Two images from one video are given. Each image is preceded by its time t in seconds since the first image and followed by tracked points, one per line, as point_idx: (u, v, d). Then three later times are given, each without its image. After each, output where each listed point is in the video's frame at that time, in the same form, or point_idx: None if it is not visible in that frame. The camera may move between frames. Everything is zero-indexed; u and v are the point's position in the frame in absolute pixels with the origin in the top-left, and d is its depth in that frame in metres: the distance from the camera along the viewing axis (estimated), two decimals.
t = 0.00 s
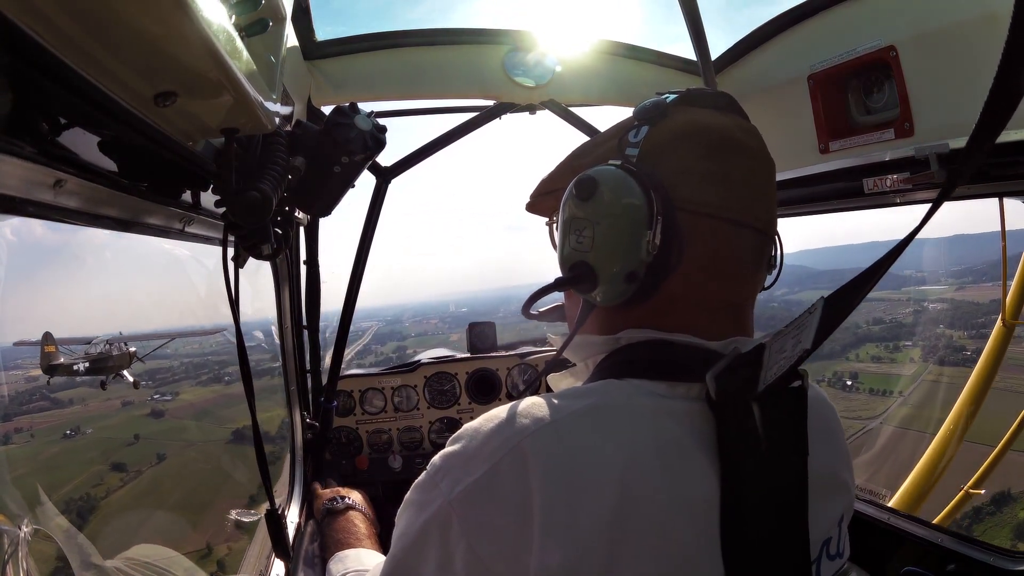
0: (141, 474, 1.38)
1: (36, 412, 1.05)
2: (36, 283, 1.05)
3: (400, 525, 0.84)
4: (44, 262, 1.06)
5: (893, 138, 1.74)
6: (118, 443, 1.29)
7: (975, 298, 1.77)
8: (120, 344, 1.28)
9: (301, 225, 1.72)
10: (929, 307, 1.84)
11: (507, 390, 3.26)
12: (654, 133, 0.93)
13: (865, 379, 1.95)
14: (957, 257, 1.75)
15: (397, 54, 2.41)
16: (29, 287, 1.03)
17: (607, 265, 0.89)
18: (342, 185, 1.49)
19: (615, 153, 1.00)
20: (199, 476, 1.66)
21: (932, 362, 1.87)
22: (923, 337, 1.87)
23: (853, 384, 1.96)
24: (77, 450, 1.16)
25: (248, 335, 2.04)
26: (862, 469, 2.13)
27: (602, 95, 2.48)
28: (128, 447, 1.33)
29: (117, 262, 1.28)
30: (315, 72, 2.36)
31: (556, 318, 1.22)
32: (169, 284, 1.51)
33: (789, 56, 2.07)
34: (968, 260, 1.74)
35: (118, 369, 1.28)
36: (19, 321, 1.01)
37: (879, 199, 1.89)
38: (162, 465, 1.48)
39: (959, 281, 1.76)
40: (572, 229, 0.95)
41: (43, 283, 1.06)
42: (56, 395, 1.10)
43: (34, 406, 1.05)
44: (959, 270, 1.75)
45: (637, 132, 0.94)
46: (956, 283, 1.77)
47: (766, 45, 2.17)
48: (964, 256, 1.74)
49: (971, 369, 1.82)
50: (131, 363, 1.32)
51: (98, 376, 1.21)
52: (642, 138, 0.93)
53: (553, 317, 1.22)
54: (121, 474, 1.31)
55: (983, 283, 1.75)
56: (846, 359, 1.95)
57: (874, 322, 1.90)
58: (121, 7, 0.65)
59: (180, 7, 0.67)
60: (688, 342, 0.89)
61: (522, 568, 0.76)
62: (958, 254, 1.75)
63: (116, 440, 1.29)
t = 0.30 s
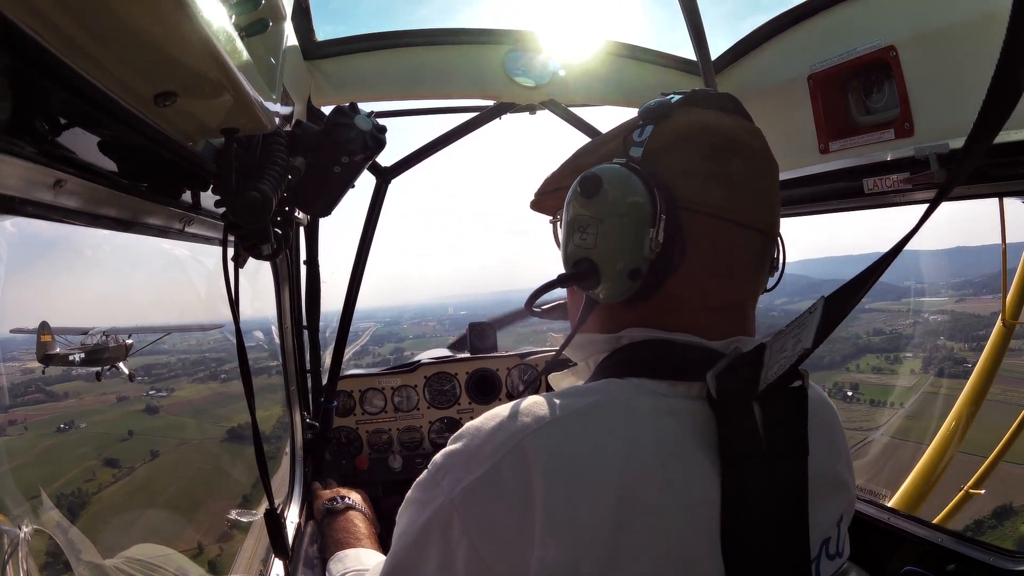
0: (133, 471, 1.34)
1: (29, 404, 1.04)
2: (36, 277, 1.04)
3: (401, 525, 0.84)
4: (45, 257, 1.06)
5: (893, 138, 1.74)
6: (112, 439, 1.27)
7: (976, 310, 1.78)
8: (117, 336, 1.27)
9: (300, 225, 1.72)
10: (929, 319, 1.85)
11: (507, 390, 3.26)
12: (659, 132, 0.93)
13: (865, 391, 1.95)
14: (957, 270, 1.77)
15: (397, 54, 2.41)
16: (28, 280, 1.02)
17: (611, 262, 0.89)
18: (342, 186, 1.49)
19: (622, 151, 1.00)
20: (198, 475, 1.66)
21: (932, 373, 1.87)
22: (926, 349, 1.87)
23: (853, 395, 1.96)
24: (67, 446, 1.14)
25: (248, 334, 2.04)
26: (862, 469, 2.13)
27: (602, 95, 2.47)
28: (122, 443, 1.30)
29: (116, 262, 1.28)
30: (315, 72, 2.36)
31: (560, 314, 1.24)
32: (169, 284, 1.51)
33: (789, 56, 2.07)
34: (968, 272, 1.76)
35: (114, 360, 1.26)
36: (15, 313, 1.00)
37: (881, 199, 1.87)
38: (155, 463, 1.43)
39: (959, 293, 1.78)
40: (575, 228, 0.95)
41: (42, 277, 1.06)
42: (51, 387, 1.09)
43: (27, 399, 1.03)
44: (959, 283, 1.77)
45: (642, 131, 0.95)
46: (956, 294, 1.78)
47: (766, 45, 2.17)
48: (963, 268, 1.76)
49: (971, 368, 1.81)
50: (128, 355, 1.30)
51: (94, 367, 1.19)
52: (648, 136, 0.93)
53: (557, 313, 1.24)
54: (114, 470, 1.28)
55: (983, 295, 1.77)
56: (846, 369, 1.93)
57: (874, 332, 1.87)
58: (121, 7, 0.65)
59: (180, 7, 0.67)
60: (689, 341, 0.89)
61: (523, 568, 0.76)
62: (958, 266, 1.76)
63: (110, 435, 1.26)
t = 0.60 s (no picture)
0: (128, 471, 1.32)
1: (26, 402, 1.02)
2: (35, 274, 1.03)
3: (402, 525, 0.84)
4: (43, 254, 1.05)
5: (893, 138, 1.75)
6: (107, 439, 1.25)
7: (975, 317, 1.79)
8: (112, 333, 1.26)
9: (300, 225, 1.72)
10: (930, 325, 1.88)
11: (507, 389, 3.26)
12: (662, 132, 0.93)
13: (866, 397, 1.98)
14: (955, 276, 1.78)
15: (397, 54, 2.41)
16: (25, 277, 1.01)
17: (614, 260, 0.90)
18: (343, 186, 1.49)
19: (623, 153, 1.00)
20: (196, 475, 1.65)
21: (934, 380, 1.89)
22: (928, 355, 1.89)
23: (854, 401, 2.00)
24: (63, 444, 1.12)
25: (248, 334, 2.04)
26: (862, 469, 2.13)
27: (602, 95, 2.47)
28: (117, 443, 1.28)
29: (116, 261, 1.27)
30: (315, 73, 2.36)
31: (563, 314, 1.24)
32: (170, 283, 1.51)
33: (789, 56, 2.07)
34: (967, 279, 1.77)
35: (110, 357, 1.25)
36: (11, 307, 0.99)
37: (881, 199, 1.86)
38: (150, 463, 1.41)
39: (958, 299, 1.80)
40: (577, 227, 0.95)
41: (40, 274, 1.05)
42: (47, 386, 1.08)
43: (25, 397, 1.02)
44: (957, 289, 1.78)
45: (645, 131, 0.95)
46: (955, 301, 1.80)
47: (765, 45, 2.16)
48: (962, 275, 1.76)
49: (971, 368, 1.82)
50: (124, 352, 1.30)
51: (88, 363, 1.19)
52: (651, 136, 0.93)
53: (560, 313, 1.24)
54: (108, 470, 1.26)
55: (982, 301, 1.77)
56: (846, 375, 1.97)
57: (872, 338, 1.95)
58: (122, 8, 0.65)
59: (182, 7, 0.67)
60: (691, 340, 0.89)
61: (524, 568, 0.76)
62: (957, 273, 1.77)
63: (106, 435, 1.24)
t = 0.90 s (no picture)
0: (124, 474, 1.31)
1: (22, 404, 1.02)
2: (32, 273, 1.03)
3: (402, 525, 0.84)
4: (38, 255, 1.04)
5: (893, 138, 1.75)
6: (103, 442, 1.24)
7: (975, 317, 1.79)
8: (109, 332, 1.25)
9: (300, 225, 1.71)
10: (930, 326, 1.89)
11: (507, 389, 3.26)
12: (661, 133, 0.93)
13: (867, 398, 1.97)
14: (954, 276, 1.78)
15: (397, 54, 2.41)
16: (21, 277, 1.01)
17: (613, 260, 0.89)
18: (343, 186, 1.49)
19: (623, 153, 1.00)
20: (194, 476, 1.65)
21: (939, 382, 1.89)
22: (928, 356, 1.90)
23: (855, 402, 1.99)
24: (60, 446, 1.12)
25: (248, 334, 2.04)
26: (862, 469, 2.13)
27: (602, 95, 2.47)
28: (112, 446, 1.27)
29: (115, 261, 1.27)
30: (315, 73, 2.36)
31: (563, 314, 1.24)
32: (169, 283, 1.51)
33: (789, 56, 2.07)
34: (966, 279, 1.77)
35: (107, 356, 1.25)
36: (7, 306, 0.98)
37: (880, 199, 1.87)
38: (146, 466, 1.40)
39: (957, 299, 1.80)
40: (576, 228, 0.95)
41: (36, 275, 1.04)
42: (43, 388, 1.07)
43: (21, 400, 1.02)
44: (956, 289, 1.80)
45: (643, 132, 0.94)
46: (953, 301, 1.81)
47: (765, 45, 2.16)
48: (962, 276, 1.77)
49: (971, 368, 1.82)
50: (121, 352, 1.30)
51: (84, 363, 1.18)
52: (649, 137, 0.93)
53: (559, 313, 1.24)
54: (104, 473, 1.24)
55: (982, 302, 1.77)
56: (846, 377, 1.95)
57: (872, 339, 1.93)
58: (122, 8, 0.65)
59: (182, 8, 0.67)
60: (690, 340, 0.89)
61: (523, 568, 0.76)
62: (956, 273, 1.78)
63: (101, 438, 1.23)
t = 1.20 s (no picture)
0: (121, 481, 1.31)
1: (21, 410, 1.02)
2: (30, 276, 1.03)
3: (402, 525, 0.84)
4: (33, 260, 1.03)
5: (893, 138, 1.75)
6: (101, 448, 1.24)
7: (974, 313, 1.78)
8: (106, 334, 1.24)
9: (300, 225, 1.70)
10: (929, 322, 1.86)
11: (507, 390, 3.26)
12: (656, 134, 0.92)
13: (870, 396, 1.98)
14: (955, 272, 1.78)
15: (397, 54, 2.41)
16: (18, 281, 1.00)
17: (609, 262, 0.89)
18: (343, 185, 1.49)
19: (619, 153, 1.00)
20: (193, 479, 1.65)
21: (940, 378, 1.88)
22: (924, 351, 1.89)
23: (857, 400, 1.99)
24: (57, 452, 1.11)
25: (247, 335, 2.04)
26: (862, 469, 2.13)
27: (602, 95, 2.48)
28: (110, 452, 1.27)
29: (114, 262, 1.27)
30: (315, 73, 2.36)
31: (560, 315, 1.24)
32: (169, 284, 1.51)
33: (788, 56, 2.06)
34: (965, 274, 1.77)
35: (106, 359, 1.24)
36: (7, 310, 0.98)
37: (880, 199, 1.88)
38: (144, 472, 1.40)
39: (956, 296, 1.79)
40: (573, 229, 0.95)
41: (32, 279, 1.04)
42: (41, 393, 1.06)
43: (20, 406, 1.02)
44: (954, 285, 1.79)
45: (638, 132, 0.94)
46: (953, 297, 1.79)
47: (764, 45, 2.16)
48: (963, 269, 1.76)
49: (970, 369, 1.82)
50: (120, 355, 1.29)
51: (83, 365, 1.17)
52: (644, 138, 0.92)
53: (557, 315, 1.23)
54: (101, 480, 1.24)
55: (980, 298, 1.77)
56: (848, 374, 1.99)
57: (872, 336, 1.93)
58: (121, 8, 0.65)
59: (181, 8, 0.67)
60: (687, 342, 0.89)
61: (522, 569, 0.76)
62: (957, 266, 1.77)
63: (99, 444, 1.23)
